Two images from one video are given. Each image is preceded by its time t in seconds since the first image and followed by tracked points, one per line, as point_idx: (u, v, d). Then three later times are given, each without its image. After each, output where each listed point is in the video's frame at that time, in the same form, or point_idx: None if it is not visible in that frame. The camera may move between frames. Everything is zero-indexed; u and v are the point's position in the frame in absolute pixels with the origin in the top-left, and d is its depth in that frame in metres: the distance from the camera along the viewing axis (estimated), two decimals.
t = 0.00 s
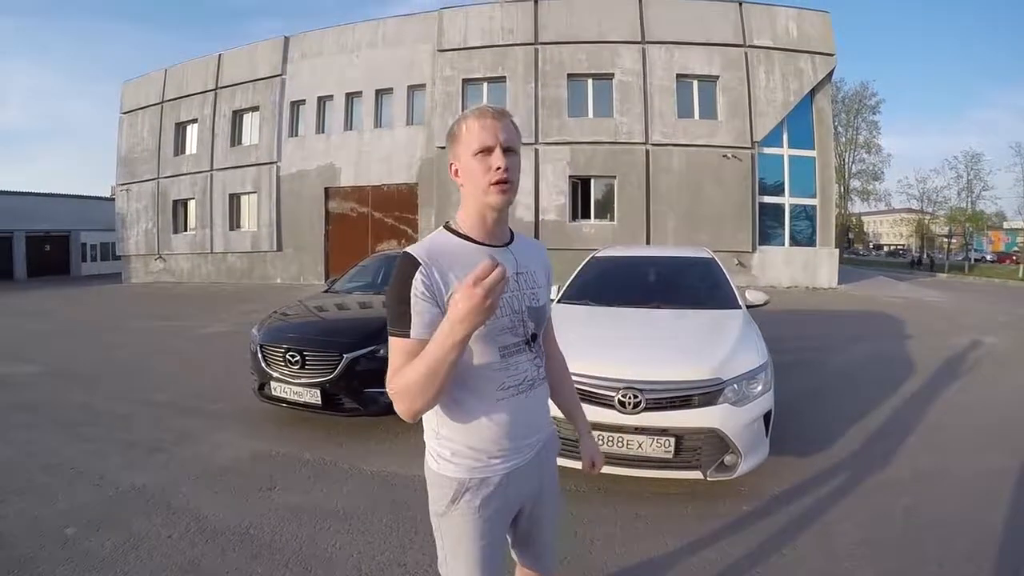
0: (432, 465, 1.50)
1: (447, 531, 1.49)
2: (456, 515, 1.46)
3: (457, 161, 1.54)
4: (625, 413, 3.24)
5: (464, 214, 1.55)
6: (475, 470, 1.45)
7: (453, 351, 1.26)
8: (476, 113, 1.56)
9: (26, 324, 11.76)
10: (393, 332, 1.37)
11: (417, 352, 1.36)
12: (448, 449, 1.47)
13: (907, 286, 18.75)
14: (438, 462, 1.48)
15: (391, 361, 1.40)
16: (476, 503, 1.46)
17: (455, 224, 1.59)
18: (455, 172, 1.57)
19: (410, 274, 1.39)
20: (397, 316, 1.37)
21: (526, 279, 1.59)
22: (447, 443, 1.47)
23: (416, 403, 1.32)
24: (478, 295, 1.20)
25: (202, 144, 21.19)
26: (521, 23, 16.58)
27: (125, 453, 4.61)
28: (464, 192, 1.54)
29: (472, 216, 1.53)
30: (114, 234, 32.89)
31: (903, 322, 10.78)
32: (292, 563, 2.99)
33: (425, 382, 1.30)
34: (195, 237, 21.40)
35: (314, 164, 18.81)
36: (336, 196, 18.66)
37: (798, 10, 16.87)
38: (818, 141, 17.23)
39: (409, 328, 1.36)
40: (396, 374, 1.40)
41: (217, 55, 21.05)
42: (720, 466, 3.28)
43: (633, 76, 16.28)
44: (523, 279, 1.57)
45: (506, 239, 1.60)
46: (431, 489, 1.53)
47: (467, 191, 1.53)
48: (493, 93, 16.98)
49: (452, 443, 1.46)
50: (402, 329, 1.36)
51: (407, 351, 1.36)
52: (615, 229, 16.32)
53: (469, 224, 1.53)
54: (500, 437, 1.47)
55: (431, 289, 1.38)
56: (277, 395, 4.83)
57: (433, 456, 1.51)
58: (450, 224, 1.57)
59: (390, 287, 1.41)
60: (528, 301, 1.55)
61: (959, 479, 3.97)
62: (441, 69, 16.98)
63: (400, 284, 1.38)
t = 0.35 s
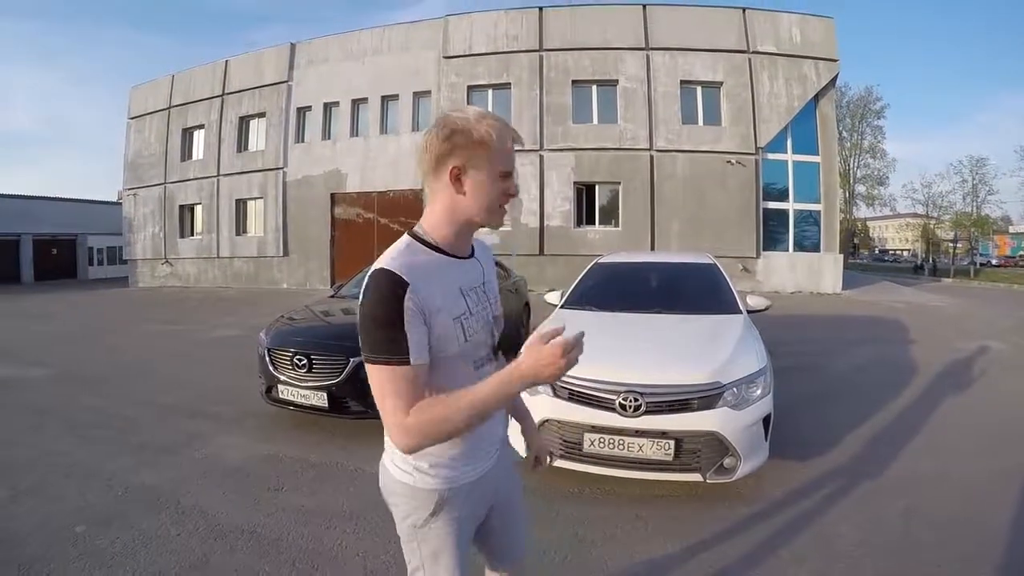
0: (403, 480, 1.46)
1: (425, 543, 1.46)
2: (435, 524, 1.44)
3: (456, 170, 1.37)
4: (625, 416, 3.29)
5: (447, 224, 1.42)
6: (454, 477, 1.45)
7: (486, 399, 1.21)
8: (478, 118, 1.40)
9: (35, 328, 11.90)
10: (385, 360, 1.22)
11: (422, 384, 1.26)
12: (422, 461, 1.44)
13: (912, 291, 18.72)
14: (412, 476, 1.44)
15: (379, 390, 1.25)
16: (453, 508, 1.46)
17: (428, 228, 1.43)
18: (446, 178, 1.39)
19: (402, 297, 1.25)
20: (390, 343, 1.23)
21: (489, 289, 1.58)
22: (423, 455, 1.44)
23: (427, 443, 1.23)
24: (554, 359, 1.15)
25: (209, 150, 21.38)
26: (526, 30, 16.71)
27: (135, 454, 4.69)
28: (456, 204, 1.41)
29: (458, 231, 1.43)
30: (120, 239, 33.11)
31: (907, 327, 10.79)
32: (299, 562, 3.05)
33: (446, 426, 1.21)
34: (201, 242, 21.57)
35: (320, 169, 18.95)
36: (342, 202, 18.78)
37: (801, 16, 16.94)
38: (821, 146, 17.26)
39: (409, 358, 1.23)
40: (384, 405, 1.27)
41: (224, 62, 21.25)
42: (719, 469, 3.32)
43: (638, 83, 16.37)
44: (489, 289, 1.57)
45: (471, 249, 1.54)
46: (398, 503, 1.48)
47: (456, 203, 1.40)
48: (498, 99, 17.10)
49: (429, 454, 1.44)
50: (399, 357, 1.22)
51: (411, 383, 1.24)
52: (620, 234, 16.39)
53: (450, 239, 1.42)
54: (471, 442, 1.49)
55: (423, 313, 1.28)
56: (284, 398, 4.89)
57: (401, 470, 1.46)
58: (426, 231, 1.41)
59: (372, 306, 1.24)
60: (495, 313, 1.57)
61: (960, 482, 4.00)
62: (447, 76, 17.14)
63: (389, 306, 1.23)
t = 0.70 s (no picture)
0: (406, 481, 1.47)
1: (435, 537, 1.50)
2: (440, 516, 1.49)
3: (441, 180, 1.43)
4: (624, 412, 3.34)
5: (425, 227, 1.47)
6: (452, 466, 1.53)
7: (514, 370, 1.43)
8: (457, 131, 1.46)
9: (42, 327, 12.00)
10: (445, 354, 1.30)
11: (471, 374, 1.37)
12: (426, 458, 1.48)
13: (917, 291, 18.70)
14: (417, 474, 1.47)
15: (437, 386, 1.32)
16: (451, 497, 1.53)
17: (402, 230, 1.46)
18: (428, 186, 1.43)
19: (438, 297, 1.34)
20: (441, 341, 1.30)
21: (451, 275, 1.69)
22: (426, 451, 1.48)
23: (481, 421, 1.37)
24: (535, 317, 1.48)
25: (213, 150, 21.49)
26: (529, 31, 16.75)
27: (141, 450, 4.76)
28: (436, 211, 1.46)
29: (437, 235, 1.49)
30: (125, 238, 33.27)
31: (909, 327, 10.80)
32: (303, 554, 3.11)
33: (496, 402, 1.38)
34: (206, 242, 21.69)
35: (324, 169, 19.03)
36: (346, 202, 18.86)
37: (805, 16, 16.94)
38: (825, 146, 17.26)
39: (462, 352, 1.33)
40: (441, 399, 1.33)
41: (229, 62, 21.36)
42: (717, 465, 3.37)
43: (641, 83, 16.41)
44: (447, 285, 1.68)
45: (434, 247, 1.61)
46: (397, 506, 1.48)
47: (436, 210, 1.46)
48: (501, 100, 17.16)
49: (434, 450, 1.48)
50: (457, 352, 1.32)
51: (468, 375, 1.34)
52: (623, 234, 16.43)
53: (429, 242, 1.47)
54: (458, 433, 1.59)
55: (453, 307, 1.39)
56: (289, 395, 4.95)
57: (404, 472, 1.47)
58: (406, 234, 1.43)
59: (418, 308, 1.29)
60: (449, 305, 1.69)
61: (958, 480, 4.04)
62: (451, 76, 17.22)
63: (434, 305, 1.31)
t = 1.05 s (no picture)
0: (358, 471, 1.58)
1: (390, 521, 1.61)
2: (392, 500, 1.62)
3: (390, 196, 1.60)
4: (625, 410, 3.37)
5: (374, 235, 1.62)
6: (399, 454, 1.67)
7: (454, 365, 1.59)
8: (409, 151, 1.64)
9: (47, 325, 12.07)
10: (396, 345, 1.45)
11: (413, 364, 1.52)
12: (375, 448, 1.61)
13: (919, 291, 18.68)
14: (368, 464, 1.59)
15: (385, 374, 1.45)
16: (401, 482, 1.66)
17: (355, 234, 1.61)
18: (379, 199, 1.60)
19: (393, 291, 1.49)
20: (392, 332, 1.45)
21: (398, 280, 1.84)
22: (375, 439, 1.60)
23: (422, 408, 1.52)
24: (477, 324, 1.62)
25: (217, 150, 21.58)
26: (533, 31, 16.79)
27: (147, 447, 4.81)
28: (385, 222, 1.62)
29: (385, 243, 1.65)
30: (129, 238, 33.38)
31: (911, 327, 10.81)
32: (309, 550, 3.15)
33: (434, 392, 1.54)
34: (210, 241, 21.78)
35: (327, 169, 19.09)
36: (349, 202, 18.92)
37: (807, 16, 16.94)
38: (827, 146, 17.26)
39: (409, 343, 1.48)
40: (386, 386, 1.47)
41: (233, 62, 21.42)
42: (717, 463, 3.40)
43: (644, 83, 16.43)
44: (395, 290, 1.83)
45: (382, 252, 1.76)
46: (349, 493, 1.59)
47: (385, 220, 1.62)
48: (504, 100, 17.19)
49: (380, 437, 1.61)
50: (405, 344, 1.47)
51: (412, 364, 1.49)
52: (626, 234, 16.46)
53: (379, 249, 1.62)
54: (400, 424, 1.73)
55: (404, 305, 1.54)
56: (294, 393, 5.00)
57: (355, 463, 1.58)
58: (359, 238, 1.58)
59: (375, 303, 1.43)
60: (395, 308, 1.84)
61: (958, 480, 4.07)
62: (454, 77, 17.26)
63: (389, 301, 1.46)
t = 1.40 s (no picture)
0: (328, 462, 1.61)
1: (362, 510, 1.64)
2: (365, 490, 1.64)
3: (342, 193, 1.64)
4: (631, 410, 3.38)
5: (332, 232, 1.66)
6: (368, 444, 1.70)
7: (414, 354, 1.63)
8: (360, 149, 1.68)
9: (53, 324, 12.12)
10: (350, 331, 1.50)
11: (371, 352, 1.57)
12: (343, 438, 1.64)
13: (924, 292, 18.63)
14: (337, 454, 1.62)
15: (343, 361, 1.50)
16: (373, 472, 1.70)
17: (314, 232, 1.65)
18: (331, 197, 1.64)
19: (349, 282, 1.54)
20: (348, 319, 1.50)
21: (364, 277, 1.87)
22: (342, 431, 1.64)
23: (383, 393, 1.56)
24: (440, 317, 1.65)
25: (222, 149, 21.64)
26: (537, 31, 16.79)
27: (153, 446, 4.83)
28: (340, 219, 1.66)
29: (344, 239, 1.68)
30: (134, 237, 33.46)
31: (916, 328, 10.79)
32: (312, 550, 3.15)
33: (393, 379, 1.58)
34: (214, 241, 21.84)
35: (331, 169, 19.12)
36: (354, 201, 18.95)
37: (813, 15, 16.90)
38: (832, 146, 17.22)
39: (365, 331, 1.53)
40: (342, 373, 1.51)
41: (238, 61, 21.47)
42: (722, 463, 3.40)
43: (649, 83, 16.41)
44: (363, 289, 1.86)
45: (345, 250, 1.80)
46: (319, 485, 1.62)
47: (340, 216, 1.66)
48: (508, 99, 17.20)
49: (348, 428, 1.64)
50: (359, 330, 1.51)
51: (368, 352, 1.53)
52: (630, 234, 16.45)
53: (337, 246, 1.66)
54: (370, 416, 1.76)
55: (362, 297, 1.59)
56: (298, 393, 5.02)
57: (324, 455, 1.61)
58: (316, 235, 1.62)
59: (331, 290, 1.49)
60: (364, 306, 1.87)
61: (962, 480, 4.06)
62: (458, 76, 17.26)
63: (343, 290, 1.51)
